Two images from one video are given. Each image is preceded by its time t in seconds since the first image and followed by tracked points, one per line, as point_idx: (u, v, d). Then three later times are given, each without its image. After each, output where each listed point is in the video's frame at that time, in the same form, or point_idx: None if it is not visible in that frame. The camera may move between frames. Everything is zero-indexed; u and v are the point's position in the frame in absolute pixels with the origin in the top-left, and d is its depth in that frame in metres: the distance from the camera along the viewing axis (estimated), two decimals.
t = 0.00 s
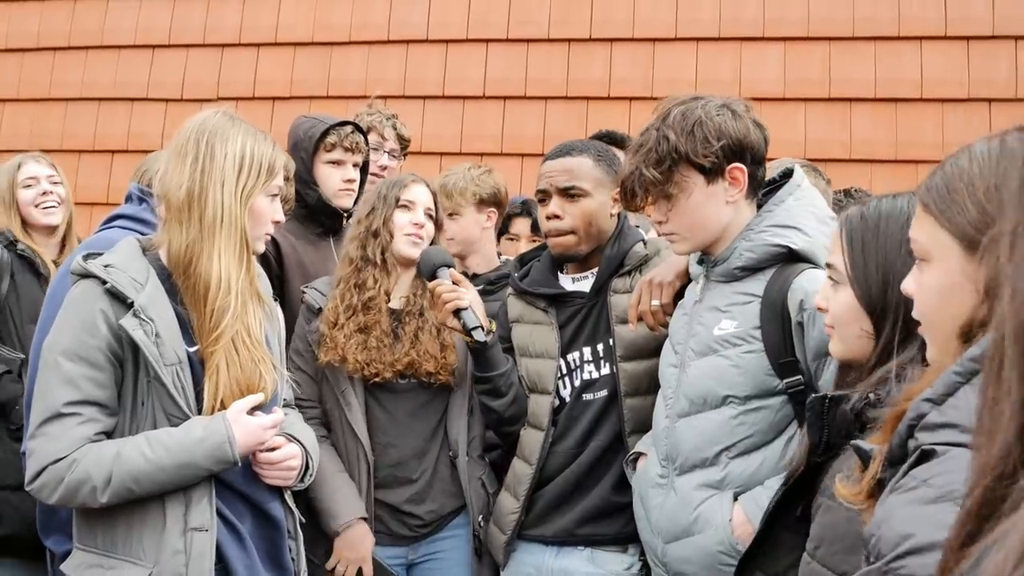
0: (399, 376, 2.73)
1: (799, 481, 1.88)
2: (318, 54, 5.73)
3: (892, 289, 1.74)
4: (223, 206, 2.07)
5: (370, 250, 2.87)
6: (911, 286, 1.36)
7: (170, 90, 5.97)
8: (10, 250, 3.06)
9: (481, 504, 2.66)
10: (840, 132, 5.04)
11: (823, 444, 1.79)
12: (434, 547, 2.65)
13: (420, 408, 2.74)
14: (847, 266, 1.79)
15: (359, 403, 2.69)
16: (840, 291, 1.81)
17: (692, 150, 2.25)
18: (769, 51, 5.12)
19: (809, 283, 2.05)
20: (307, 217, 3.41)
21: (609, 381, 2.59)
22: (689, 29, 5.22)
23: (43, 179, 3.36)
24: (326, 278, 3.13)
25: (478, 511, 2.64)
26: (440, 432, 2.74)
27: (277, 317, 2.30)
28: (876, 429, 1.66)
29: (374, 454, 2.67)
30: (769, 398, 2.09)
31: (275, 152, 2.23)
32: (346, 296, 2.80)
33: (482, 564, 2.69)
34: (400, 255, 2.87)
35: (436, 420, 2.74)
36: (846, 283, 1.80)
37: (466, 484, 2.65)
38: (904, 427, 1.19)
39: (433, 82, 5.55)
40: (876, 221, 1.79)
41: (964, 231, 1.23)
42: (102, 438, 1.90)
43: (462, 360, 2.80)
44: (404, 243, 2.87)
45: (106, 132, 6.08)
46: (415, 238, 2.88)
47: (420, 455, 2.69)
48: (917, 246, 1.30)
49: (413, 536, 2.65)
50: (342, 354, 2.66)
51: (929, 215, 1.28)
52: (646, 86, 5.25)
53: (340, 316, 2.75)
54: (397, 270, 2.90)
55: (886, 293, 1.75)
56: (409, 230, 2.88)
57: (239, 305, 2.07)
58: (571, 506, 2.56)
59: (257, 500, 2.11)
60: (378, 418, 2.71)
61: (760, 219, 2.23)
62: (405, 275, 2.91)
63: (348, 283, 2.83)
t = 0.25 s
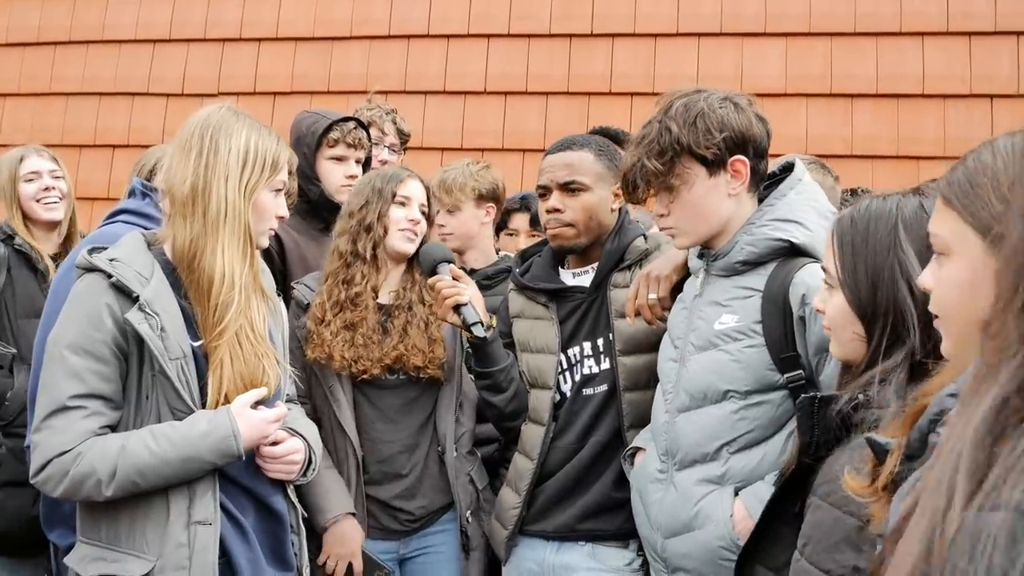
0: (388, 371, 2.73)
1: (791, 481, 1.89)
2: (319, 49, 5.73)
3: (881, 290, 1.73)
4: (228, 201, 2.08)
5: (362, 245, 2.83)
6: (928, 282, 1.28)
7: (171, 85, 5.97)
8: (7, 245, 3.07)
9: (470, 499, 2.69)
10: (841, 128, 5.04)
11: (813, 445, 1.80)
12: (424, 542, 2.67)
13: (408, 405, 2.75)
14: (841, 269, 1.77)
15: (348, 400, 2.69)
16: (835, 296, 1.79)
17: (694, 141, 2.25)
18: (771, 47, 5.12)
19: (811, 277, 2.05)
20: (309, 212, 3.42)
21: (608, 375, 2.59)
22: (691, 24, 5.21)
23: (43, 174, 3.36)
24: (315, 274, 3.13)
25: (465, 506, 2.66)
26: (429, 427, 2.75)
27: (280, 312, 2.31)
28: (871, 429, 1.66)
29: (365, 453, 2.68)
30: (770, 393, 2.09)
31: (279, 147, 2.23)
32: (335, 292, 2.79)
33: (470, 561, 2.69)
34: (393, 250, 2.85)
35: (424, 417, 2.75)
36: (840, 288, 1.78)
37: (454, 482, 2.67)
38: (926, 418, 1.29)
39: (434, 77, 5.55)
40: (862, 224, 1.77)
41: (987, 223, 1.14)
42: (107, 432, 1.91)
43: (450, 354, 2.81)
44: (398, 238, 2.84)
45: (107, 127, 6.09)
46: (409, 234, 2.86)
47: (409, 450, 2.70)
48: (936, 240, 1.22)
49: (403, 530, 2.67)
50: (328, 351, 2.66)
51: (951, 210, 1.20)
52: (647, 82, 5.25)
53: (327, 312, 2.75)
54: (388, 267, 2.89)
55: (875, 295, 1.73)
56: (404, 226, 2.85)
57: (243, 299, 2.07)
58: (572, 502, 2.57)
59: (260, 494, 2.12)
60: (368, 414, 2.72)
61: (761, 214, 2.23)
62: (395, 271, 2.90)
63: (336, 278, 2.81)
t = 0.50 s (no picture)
0: (385, 374, 2.72)
1: (782, 486, 1.89)
2: (321, 47, 5.73)
3: (868, 299, 1.70)
4: (231, 200, 2.08)
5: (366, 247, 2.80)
6: (939, 279, 1.29)
7: (173, 84, 5.97)
8: (4, 245, 3.08)
9: (463, 499, 2.69)
10: (843, 127, 5.04)
11: (803, 450, 1.80)
12: (423, 540, 2.67)
13: (404, 407, 2.75)
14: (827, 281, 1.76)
15: (344, 405, 2.69)
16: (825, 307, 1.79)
17: (699, 142, 2.25)
18: (773, 46, 5.11)
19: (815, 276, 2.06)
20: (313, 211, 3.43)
21: (610, 373, 2.60)
22: (693, 23, 5.21)
23: (45, 176, 3.36)
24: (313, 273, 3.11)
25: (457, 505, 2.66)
26: (425, 429, 2.76)
27: (284, 312, 2.31)
28: (857, 435, 1.63)
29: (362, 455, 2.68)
30: (774, 393, 2.10)
31: (283, 147, 2.23)
32: (335, 296, 2.77)
33: (464, 560, 2.68)
34: (396, 253, 2.83)
35: (420, 418, 2.76)
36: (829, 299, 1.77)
37: (448, 485, 2.68)
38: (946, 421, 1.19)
39: (435, 76, 5.55)
40: (849, 233, 1.74)
41: (1005, 226, 1.15)
42: (111, 430, 1.91)
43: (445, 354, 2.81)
44: (402, 240, 2.82)
45: (108, 125, 6.09)
46: (411, 235, 2.84)
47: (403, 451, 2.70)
48: (950, 240, 1.24)
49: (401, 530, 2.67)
50: (326, 360, 2.67)
51: (967, 211, 1.20)
52: (649, 81, 5.25)
53: (326, 317, 2.75)
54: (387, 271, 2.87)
55: (862, 305, 1.70)
56: (408, 227, 2.83)
57: (246, 298, 2.07)
58: (574, 501, 2.57)
59: (263, 493, 2.12)
60: (365, 416, 2.72)
61: (764, 214, 2.23)
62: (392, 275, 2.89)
63: (337, 281, 2.79)
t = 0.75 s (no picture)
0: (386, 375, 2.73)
1: (771, 491, 1.86)
2: (321, 47, 5.73)
3: (847, 307, 1.70)
4: (231, 200, 2.08)
5: (368, 248, 2.80)
6: (945, 282, 1.32)
7: (173, 84, 5.97)
8: None
9: (462, 497, 2.69)
10: (843, 127, 5.04)
11: (789, 456, 1.77)
12: (422, 539, 2.68)
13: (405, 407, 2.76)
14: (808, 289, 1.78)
15: (349, 405, 2.72)
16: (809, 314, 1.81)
17: (703, 143, 2.25)
18: (772, 46, 5.12)
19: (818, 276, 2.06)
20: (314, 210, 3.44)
21: (612, 373, 2.60)
22: (692, 23, 5.21)
23: (54, 181, 3.35)
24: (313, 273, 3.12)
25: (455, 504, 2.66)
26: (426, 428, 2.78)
27: (285, 311, 2.31)
28: (840, 440, 1.62)
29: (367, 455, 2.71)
30: (778, 391, 2.10)
31: (283, 146, 2.23)
32: (336, 298, 2.78)
33: (464, 559, 2.68)
34: (397, 254, 2.83)
35: (420, 418, 2.77)
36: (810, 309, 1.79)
37: (447, 483, 2.67)
38: (957, 419, 1.20)
39: (435, 76, 5.55)
40: (830, 241, 1.75)
41: (1009, 227, 1.19)
42: (113, 430, 1.92)
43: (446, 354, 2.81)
44: (403, 241, 2.83)
45: (108, 125, 6.09)
46: (411, 236, 2.85)
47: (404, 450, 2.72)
48: (955, 242, 1.27)
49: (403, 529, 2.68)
50: (329, 361, 2.67)
51: (970, 213, 1.24)
52: (649, 80, 5.26)
53: (327, 320, 2.75)
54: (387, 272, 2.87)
55: (842, 312, 1.71)
56: (408, 229, 2.84)
57: (247, 298, 2.08)
58: (576, 501, 2.58)
59: (266, 493, 2.13)
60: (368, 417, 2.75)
61: (767, 214, 2.23)
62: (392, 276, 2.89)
63: (338, 284, 2.80)
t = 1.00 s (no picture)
0: (385, 375, 2.73)
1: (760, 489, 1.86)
2: (320, 47, 5.73)
3: (832, 308, 1.71)
4: (229, 200, 2.08)
5: (369, 248, 2.80)
6: (951, 282, 1.33)
7: (172, 84, 5.97)
8: None
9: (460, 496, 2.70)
10: (842, 126, 5.04)
11: (774, 457, 1.78)
12: (422, 539, 2.68)
13: (404, 407, 2.76)
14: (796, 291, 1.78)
15: (345, 405, 2.70)
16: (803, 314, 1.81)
17: (706, 144, 2.26)
18: (772, 45, 5.12)
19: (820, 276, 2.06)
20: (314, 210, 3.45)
21: (612, 373, 2.60)
22: (692, 22, 5.21)
23: (61, 182, 3.35)
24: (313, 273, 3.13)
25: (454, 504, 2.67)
26: (423, 428, 2.77)
27: (285, 312, 2.31)
28: (820, 442, 1.64)
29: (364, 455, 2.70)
30: (782, 390, 2.10)
31: (282, 146, 2.23)
32: (336, 298, 2.78)
33: (463, 558, 2.69)
34: (396, 253, 2.84)
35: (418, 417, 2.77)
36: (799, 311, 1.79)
37: (445, 483, 2.68)
38: (967, 420, 1.20)
39: (435, 76, 5.55)
40: (818, 242, 1.76)
41: (1019, 226, 1.20)
42: (113, 431, 1.92)
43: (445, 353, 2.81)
44: (402, 241, 2.83)
45: (108, 125, 6.09)
46: (411, 236, 2.85)
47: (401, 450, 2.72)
48: (963, 242, 1.28)
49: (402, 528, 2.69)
50: (328, 360, 2.67)
51: (979, 212, 1.25)
52: (648, 79, 5.26)
53: (327, 319, 2.75)
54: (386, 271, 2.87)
55: (827, 314, 1.71)
56: (407, 229, 2.84)
57: (245, 298, 2.08)
58: (575, 501, 2.58)
59: (267, 493, 2.13)
60: (364, 417, 2.73)
61: (771, 214, 2.23)
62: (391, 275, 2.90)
63: (337, 283, 2.80)
